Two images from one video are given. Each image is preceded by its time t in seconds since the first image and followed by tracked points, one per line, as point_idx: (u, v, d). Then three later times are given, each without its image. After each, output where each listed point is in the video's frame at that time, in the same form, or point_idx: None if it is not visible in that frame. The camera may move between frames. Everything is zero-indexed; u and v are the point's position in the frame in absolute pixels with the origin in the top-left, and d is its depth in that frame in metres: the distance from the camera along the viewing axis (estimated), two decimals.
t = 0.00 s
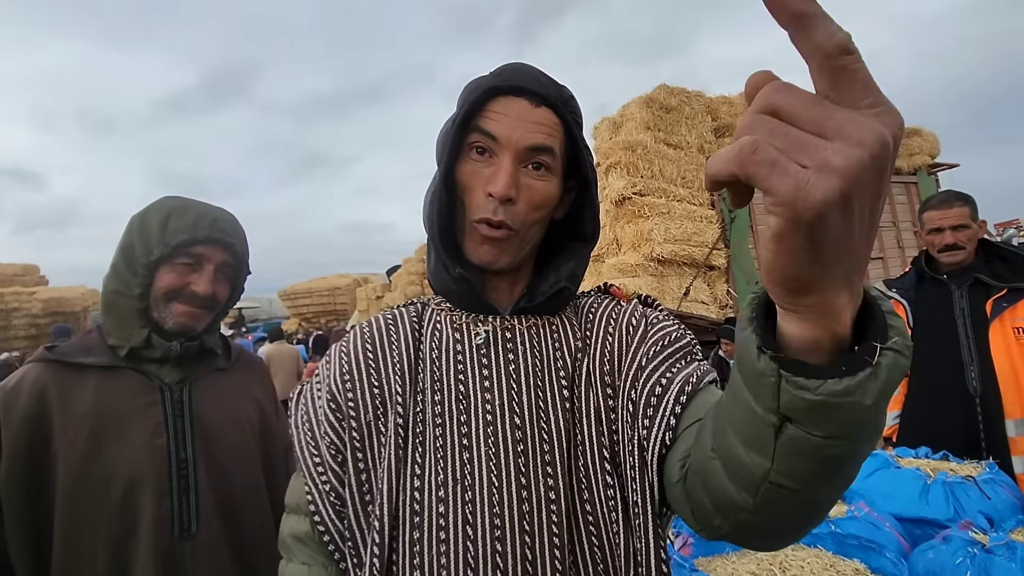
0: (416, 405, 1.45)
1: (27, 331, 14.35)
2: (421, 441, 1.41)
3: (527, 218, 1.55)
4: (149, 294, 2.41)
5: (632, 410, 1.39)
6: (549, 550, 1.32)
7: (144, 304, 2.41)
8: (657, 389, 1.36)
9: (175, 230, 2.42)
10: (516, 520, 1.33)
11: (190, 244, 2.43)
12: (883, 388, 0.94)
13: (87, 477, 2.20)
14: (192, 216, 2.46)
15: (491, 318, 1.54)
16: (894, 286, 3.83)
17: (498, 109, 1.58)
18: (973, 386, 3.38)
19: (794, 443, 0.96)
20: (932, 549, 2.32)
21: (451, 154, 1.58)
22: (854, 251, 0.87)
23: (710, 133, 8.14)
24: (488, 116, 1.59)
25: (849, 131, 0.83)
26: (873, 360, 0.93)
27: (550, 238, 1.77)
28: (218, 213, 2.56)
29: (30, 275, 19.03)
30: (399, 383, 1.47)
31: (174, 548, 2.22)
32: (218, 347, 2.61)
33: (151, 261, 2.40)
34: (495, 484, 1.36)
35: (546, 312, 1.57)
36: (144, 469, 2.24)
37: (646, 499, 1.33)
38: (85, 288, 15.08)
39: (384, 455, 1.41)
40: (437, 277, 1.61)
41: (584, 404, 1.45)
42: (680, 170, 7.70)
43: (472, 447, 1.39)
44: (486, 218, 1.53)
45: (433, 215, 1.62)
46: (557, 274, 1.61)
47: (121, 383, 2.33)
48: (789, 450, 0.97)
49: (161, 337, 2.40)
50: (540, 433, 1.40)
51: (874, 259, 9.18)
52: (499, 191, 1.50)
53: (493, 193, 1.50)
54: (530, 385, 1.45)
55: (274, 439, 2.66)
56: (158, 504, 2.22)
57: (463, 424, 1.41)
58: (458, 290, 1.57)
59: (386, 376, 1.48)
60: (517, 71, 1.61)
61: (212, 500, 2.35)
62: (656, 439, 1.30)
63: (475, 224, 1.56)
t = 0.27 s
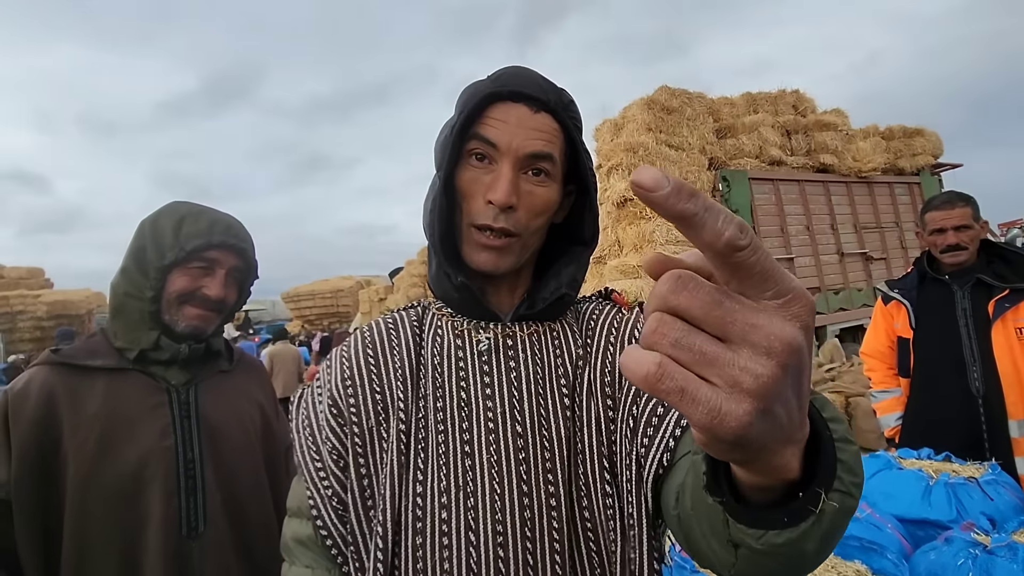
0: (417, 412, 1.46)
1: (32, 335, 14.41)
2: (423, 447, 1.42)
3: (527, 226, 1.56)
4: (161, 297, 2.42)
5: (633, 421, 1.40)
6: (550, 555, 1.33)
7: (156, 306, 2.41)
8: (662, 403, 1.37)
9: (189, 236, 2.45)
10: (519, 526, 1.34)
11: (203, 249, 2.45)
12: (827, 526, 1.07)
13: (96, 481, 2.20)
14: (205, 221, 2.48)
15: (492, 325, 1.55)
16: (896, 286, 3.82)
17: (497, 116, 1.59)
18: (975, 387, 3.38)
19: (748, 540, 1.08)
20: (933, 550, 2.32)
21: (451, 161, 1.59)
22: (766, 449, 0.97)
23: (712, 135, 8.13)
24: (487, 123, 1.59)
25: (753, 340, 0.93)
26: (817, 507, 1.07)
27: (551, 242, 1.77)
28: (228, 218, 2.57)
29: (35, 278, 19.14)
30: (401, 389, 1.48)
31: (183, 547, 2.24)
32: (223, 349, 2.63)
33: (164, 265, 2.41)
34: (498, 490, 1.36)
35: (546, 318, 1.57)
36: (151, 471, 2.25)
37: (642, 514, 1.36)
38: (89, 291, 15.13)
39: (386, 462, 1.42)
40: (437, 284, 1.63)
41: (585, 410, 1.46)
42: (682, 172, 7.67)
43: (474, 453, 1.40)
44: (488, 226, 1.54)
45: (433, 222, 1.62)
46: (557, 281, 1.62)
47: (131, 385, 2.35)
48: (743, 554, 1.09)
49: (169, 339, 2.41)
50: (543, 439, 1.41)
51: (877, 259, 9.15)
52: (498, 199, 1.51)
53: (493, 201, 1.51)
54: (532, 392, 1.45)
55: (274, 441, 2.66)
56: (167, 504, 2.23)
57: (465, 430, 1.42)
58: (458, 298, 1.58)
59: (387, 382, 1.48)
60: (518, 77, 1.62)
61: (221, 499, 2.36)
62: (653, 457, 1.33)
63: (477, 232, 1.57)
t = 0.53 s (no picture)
0: (421, 416, 1.46)
1: (35, 337, 14.47)
2: (428, 451, 1.42)
3: (531, 228, 1.57)
4: (161, 301, 2.43)
5: (650, 429, 1.45)
6: (556, 555, 1.34)
7: (156, 310, 2.42)
8: (681, 410, 1.42)
9: (191, 240, 2.46)
10: (525, 528, 1.35)
11: (204, 253, 2.47)
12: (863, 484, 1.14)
13: (98, 485, 2.22)
14: (207, 226, 2.50)
15: (495, 328, 1.56)
16: (897, 287, 3.81)
17: (503, 119, 1.59)
18: (976, 387, 3.37)
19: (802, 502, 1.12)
20: (934, 551, 2.32)
21: (456, 161, 1.57)
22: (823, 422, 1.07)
23: (713, 135, 8.13)
24: (492, 125, 1.60)
25: (806, 329, 1.03)
26: (855, 466, 1.12)
27: (548, 244, 1.77)
28: (229, 222, 2.59)
29: (38, 281, 19.22)
30: (404, 392, 1.48)
31: (184, 548, 2.25)
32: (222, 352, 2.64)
33: (165, 268, 2.42)
34: (505, 493, 1.37)
35: (548, 320, 1.59)
36: (152, 474, 2.26)
37: (659, 513, 1.39)
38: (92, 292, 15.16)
39: (390, 465, 1.42)
40: (441, 285, 1.61)
41: (594, 413, 1.48)
42: (682, 172, 7.67)
43: (480, 456, 1.40)
44: (493, 227, 1.54)
45: (438, 222, 1.59)
46: (557, 282, 1.62)
47: (130, 389, 2.36)
48: (794, 522, 1.13)
49: (170, 343, 2.42)
50: (548, 442, 1.42)
51: (878, 259, 9.14)
52: (506, 200, 1.52)
53: (501, 202, 1.52)
54: (536, 395, 1.46)
55: (274, 442, 2.67)
56: (168, 505, 2.24)
57: (470, 433, 1.42)
58: (466, 299, 1.57)
59: (390, 386, 1.48)
60: (521, 81, 1.63)
61: (221, 500, 2.37)
62: (676, 457, 1.38)
63: (481, 233, 1.56)
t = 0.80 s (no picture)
0: (423, 417, 1.46)
1: (36, 340, 14.50)
2: (431, 453, 1.42)
3: (533, 225, 1.58)
4: (156, 304, 2.44)
5: (683, 427, 1.49)
6: (563, 553, 1.35)
7: (150, 313, 2.43)
8: (711, 403, 1.49)
9: (186, 242, 2.47)
10: (531, 527, 1.36)
11: (200, 256, 2.47)
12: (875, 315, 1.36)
13: (93, 488, 2.22)
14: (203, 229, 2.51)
15: (498, 328, 1.56)
16: (897, 286, 3.79)
17: (504, 118, 1.60)
18: (977, 387, 3.37)
19: (856, 353, 1.28)
20: (934, 551, 2.32)
21: (458, 159, 1.56)
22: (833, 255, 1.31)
23: (713, 136, 8.12)
24: (494, 124, 1.60)
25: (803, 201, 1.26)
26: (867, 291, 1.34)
27: (547, 244, 1.78)
28: (225, 225, 2.60)
29: (40, 284, 19.29)
30: (406, 393, 1.48)
31: (178, 552, 2.25)
32: (216, 354, 2.65)
33: (159, 271, 2.43)
34: (512, 493, 1.38)
35: (551, 318, 1.60)
36: (148, 477, 2.27)
37: (699, 495, 1.44)
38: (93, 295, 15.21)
39: (393, 467, 1.41)
40: (445, 282, 1.59)
41: (603, 410, 1.49)
42: (682, 173, 7.68)
43: (485, 456, 1.41)
44: (495, 225, 1.54)
45: (444, 219, 1.55)
46: (558, 280, 1.63)
47: (123, 393, 2.36)
48: (852, 348, 1.28)
49: (163, 346, 2.43)
50: (553, 443, 1.43)
51: (879, 259, 9.14)
52: (509, 198, 1.52)
53: (504, 200, 1.52)
54: (539, 396, 1.47)
55: (269, 444, 2.67)
56: (163, 509, 2.25)
57: (475, 432, 1.43)
58: (473, 296, 1.56)
59: (390, 387, 1.48)
60: (520, 81, 1.63)
61: (214, 503, 2.36)
62: (715, 447, 1.46)
63: (483, 231, 1.56)
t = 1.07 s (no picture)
0: (420, 422, 1.46)
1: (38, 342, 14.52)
2: (427, 459, 1.42)
3: (528, 228, 1.58)
4: (150, 306, 2.44)
5: (681, 444, 1.50)
6: (559, 558, 1.36)
7: (146, 315, 2.44)
8: (709, 424, 1.52)
9: (181, 244, 2.47)
10: (528, 533, 1.37)
11: (194, 258, 2.48)
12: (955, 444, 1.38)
13: (90, 489, 2.23)
14: (197, 231, 2.52)
15: (497, 332, 1.56)
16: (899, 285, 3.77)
17: (499, 119, 1.59)
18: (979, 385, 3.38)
19: (934, 473, 1.29)
20: (934, 551, 2.31)
21: (453, 160, 1.56)
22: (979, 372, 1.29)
23: (712, 136, 8.12)
24: (489, 124, 1.59)
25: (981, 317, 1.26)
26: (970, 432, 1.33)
27: (545, 246, 1.78)
28: (219, 227, 2.60)
29: (42, 287, 19.31)
30: (404, 398, 1.47)
31: (176, 552, 2.27)
32: (212, 355, 2.65)
33: (154, 274, 2.43)
34: (510, 500, 1.38)
35: (547, 324, 1.60)
36: (144, 479, 2.27)
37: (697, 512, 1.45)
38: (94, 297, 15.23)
39: (390, 472, 1.41)
40: (441, 285, 1.58)
41: (603, 418, 1.49)
42: (682, 173, 7.67)
43: (482, 462, 1.41)
44: (487, 227, 1.54)
45: (439, 221, 1.54)
46: (558, 287, 1.65)
47: (118, 395, 2.36)
48: (937, 467, 1.28)
49: (159, 348, 2.43)
50: (551, 449, 1.43)
51: (879, 258, 9.14)
52: (502, 201, 1.52)
53: (496, 203, 1.52)
54: (538, 401, 1.47)
55: (266, 444, 2.68)
56: (161, 510, 2.25)
57: (472, 438, 1.43)
58: (470, 300, 1.55)
59: (388, 392, 1.48)
60: (515, 81, 1.63)
61: (212, 504, 2.37)
62: (711, 463, 1.47)
63: (477, 234, 1.56)
